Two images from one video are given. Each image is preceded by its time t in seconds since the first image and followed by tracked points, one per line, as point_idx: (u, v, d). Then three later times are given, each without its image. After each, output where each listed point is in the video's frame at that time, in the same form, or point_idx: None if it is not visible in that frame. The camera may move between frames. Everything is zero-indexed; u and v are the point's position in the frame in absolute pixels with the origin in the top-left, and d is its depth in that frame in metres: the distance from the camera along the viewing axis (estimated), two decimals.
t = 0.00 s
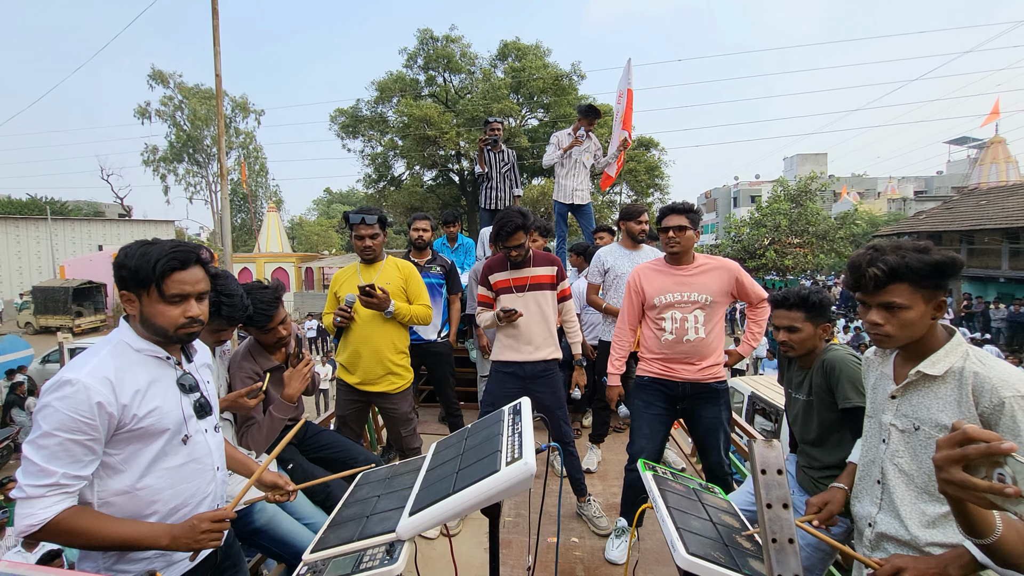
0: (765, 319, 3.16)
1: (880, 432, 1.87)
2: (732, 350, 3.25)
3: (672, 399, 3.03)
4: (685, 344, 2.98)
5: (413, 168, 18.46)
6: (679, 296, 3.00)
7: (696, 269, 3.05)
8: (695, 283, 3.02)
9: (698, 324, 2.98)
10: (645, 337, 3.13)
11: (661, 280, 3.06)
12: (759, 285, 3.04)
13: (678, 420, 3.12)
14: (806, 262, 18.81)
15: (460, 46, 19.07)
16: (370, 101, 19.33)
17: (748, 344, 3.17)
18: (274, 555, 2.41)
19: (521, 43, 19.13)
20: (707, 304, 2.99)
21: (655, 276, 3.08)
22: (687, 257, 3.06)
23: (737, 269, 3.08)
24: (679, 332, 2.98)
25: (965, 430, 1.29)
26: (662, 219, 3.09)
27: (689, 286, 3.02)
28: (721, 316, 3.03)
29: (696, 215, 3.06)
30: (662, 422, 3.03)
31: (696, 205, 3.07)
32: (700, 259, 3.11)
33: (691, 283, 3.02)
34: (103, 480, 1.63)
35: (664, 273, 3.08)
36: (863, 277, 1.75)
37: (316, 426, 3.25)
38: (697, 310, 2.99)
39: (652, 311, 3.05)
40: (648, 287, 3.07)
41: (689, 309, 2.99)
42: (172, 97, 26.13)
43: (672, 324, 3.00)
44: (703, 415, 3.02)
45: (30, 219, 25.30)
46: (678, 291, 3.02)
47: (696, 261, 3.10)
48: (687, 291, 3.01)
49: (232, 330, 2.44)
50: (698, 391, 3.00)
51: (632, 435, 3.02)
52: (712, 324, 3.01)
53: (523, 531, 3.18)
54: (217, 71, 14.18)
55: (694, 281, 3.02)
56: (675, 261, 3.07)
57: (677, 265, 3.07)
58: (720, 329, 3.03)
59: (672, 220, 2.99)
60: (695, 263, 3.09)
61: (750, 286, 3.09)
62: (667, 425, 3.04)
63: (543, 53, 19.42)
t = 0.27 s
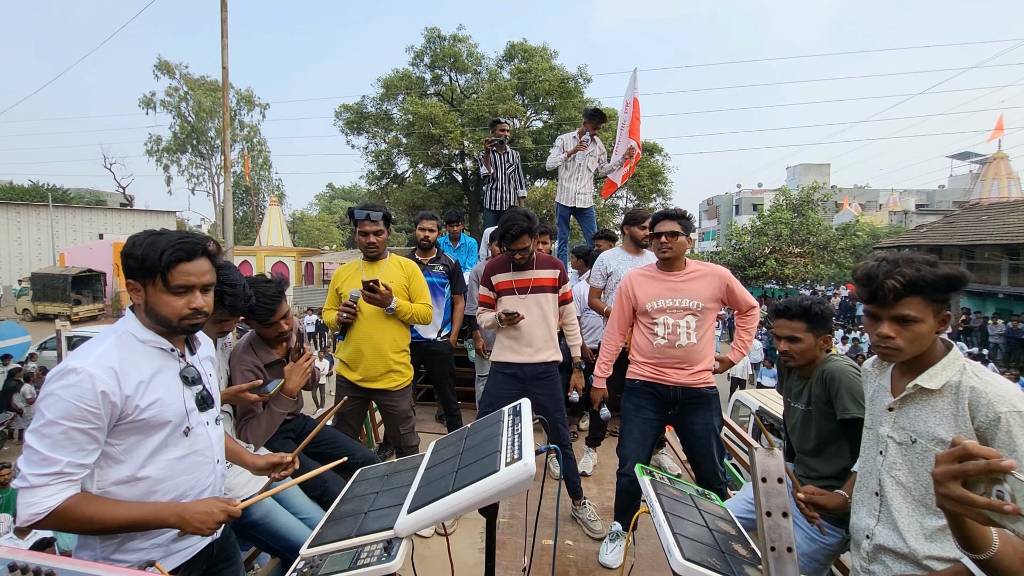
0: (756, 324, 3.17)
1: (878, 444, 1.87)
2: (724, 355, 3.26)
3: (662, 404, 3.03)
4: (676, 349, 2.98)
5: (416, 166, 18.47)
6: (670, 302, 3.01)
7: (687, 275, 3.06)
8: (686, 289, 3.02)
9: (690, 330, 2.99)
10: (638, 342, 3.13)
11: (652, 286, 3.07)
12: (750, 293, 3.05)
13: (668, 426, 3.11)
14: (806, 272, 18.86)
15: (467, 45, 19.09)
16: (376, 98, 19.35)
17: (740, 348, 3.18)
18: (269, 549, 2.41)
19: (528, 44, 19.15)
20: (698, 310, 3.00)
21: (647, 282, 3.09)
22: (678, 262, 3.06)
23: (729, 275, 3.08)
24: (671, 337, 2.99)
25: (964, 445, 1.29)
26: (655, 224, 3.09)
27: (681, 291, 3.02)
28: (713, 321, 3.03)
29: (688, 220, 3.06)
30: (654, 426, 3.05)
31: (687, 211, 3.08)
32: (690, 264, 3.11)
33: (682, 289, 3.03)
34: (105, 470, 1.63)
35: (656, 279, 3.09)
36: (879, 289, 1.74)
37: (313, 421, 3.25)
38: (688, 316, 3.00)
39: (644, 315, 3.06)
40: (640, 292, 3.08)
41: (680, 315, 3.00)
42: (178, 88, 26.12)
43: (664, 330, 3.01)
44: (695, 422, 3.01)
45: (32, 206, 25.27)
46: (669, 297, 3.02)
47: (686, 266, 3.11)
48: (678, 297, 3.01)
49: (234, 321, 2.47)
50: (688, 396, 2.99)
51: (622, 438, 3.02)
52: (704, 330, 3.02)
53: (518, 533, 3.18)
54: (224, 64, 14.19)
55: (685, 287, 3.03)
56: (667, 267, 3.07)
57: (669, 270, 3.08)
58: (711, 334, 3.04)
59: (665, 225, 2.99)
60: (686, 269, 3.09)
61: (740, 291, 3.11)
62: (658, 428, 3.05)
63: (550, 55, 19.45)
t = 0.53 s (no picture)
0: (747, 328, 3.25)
1: (880, 451, 1.89)
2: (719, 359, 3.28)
3: (668, 408, 3.05)
4: (684, 352, 3.00)
5: (418, 167, 18.50)
6: (679, 305, 3.02)
7: (691, 279, 3.09)
8: (692, 292, 3.05)
9: (697, 333, 3.01)
10: (642, 347, 3.11)
11: (659, 289, 3.06)
12: (743, 298, 3.17)
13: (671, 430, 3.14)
14: (806, 277, 18.90)
15: (470, 47, 19.13)
16: (378, 98, 19.38)
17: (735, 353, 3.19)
18: (270, 547, 2.42)
19: (531, 47, 19.20)
20: (704, 314, 3.03)
21: (652, 285, 3.08)
22: (681, 267, 3.09)
23: (726, 281, 3.17)
24: (679, 341, 3.00)
25: (960, 452, 1.31)
26: (658, 228, 3.10)
27: (687, 295, 3.04)
28: (714, 325, 3.08)
29: (691, 226, 3.10)
30: (656, 430, 3.07)
31: (691, 216, 3.11)
32: (692, 269, 3.16)
33: (688, 293, 3.05)
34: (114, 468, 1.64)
35: (660, 283, 3.09)
36: (893, 299, 1.74)
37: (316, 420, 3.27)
38: (695, 319, 3.02)
39: (652, 319, 3.04)
40: (647, 296, 3.06)
41: (688, 318, 3.01)
42: (181, 85, 26.18)
43: (672, 333, 3.01)
44: (699, 424, 3.04)
45: (33, 201, 25.29)
46: (676, 301, 3.03)
47: (688, 271, 3.14)
48: (685, 301, 3.03)
49: (241, 320, 2.46)
50: (693, 400, 3.03)
51: (624, 442, 3.05)
52: (707, 333, 3.06)
53: (517, 534, 3.19)
54: (228, 61, 14.23)
55: (690, 291, 3.05)
56: (670, 271, 3.09)
57: (672, 275, 3.10)
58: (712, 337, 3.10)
59: (670, 230, 3.01)
60: (688, 274, 3.13)
61: (734, 298, 3.22)
62: (660, 432, 3.07)
63: (553, 57, 19.49)
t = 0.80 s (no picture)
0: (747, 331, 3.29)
1: (882, 455, 1.90)
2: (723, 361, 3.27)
3: (675, 411, 3.05)
4: (691, 355, 3.02)
5: (418, 167, 18.50)
6: (686, 308, 3.03)
7: (698, 282, 3.10)
8: (699, 295, 3.05)
9: (703, 336, 3.04)
10: (651, 349, 3.08)
11: (667, 290, 3.05)
12: (744, 301, 3.21)
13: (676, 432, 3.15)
14: (805, 280, 18.92)
15: (471, 47, 19.14)
16: (379, 97, 19.38)
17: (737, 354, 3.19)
18: (267, 547, 2.42)
19: (532, 47, 19.23)
20: (711, 316, 3.05)
21: (659, 286, 3.06)
22: (688, 269, 3.09)
23: (728, 283, 3.20)
24: (687, 343, 3.01)
25: (954, 460, 1.33)
26: (664, 231, 3.09)
27: (694, 298, 3.05)
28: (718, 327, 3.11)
29: (698, 228, 3.10)
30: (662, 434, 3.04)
31: (697, 218, 3.11)
32: (697, 271, 3.16)
33: (695, 296, 3.05)
34: (111, 467, 1.65)
35: (668, 284, 3.08)
36: (915, 304, 1.72)
37: (315, 420, 3.27)
38: (702, 322, 3.03)
39: (660, 322, 3.03)
40: (656, 297, 3.03)
41: (695, 321, 3.03)
42: (181, 84, 26.17)
43: (679, 336, 3.01)
44: (704, 426, 3.06)
45: (32, 198, 25.27)
46: (684, 303, 3.03)
47: (694, 273, 3.15)
48: (692, 304, 3.03)
49: (238, 317, 2.45)
50: (700, 401, 3.05)
51: (628, 446, 3.06)
52: (711, 336, 3.09)
53: (515, 535, 3.20)
54: (228, 60, 14.24)
55: (697, 293, 3.06)
56: (677, 273, 3.09)
57: (679, 277, 3.09)
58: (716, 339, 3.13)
59: (678, 232, 3.00)
60: (694, 276, 3.13)
61: (736, 301, 3.26)
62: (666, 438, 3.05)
63: (554, 58, 19.51)
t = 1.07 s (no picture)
0: (759, 335, 3.26)
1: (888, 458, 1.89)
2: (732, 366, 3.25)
3: (683, 413, 3.05)
4: (698, 357, 3.02)
5: (419, 167, 18.52)
6: (694, 310, 3.02)
7: (706, 284, 3.10)
8: (707, 297, 3.05)
9: (711, 338, 3.04)
10: (660, 349, 3.07)
11: (675, 292, 3.05)
12: (755, 305, 3.19)
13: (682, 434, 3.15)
14: (805, 283, 18.90)
15: (472, 48, 19.16)
16: (380, 97, 19.39)
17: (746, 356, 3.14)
18: (266, 545, 2.42)
19: (534, 49, 19.24)
20: (719, 319, 3.05)
21: (668, 288, 3.07)
22: (698, 271, 3.08)
23: (738, 286, 3.19)
24: (694, 346, 3.02)
25: (954, 463, 1.33)
26: (674, 233, 3.09)
27: (703, 300, 3.04)
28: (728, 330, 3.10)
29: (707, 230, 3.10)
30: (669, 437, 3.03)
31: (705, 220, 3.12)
32: (706, 274, 3.16)
33: (704, 298, 3.05)
34: (107, 461, 1.65)
35: (676, 286, 3.08)
36: (971, 309, 1.64)
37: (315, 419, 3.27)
38: (710, 325, 3.03)
39: (667, 324, 3.03)
40: (664, 298, 3.04)
41: (703, 323, 3.02)
42: (183, 82, 26.20)
43: (686, 338, 3.02)
44: (711, 428, 3.05)
45: (34, 195, 25.29)
46: (693, 305, 3.03)
47: (703, 275, 3.14)
48: (701, 306, 3.03)
49: (236, 313, 2.45)
50: (708, 403, 3.06)
51: (634, 448, 3.06)
52: (720, 338, 3.09)
53: (513, 536, 3.19)
54: (231, 59, 14.24)
55: (706, 295, 3.05)
56: (686, 275, 3.08)
57: (687, 278, 3.09)
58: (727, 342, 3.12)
59: (687, 234, 3.00)
60: (703, 278, 3.13)
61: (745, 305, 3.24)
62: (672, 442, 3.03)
63: (555, 60, 19.54)
